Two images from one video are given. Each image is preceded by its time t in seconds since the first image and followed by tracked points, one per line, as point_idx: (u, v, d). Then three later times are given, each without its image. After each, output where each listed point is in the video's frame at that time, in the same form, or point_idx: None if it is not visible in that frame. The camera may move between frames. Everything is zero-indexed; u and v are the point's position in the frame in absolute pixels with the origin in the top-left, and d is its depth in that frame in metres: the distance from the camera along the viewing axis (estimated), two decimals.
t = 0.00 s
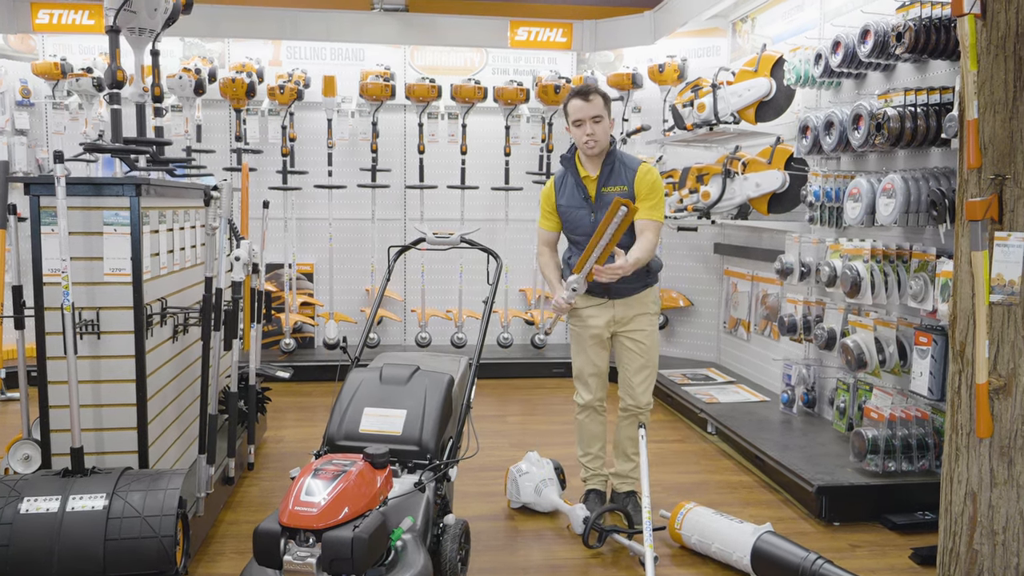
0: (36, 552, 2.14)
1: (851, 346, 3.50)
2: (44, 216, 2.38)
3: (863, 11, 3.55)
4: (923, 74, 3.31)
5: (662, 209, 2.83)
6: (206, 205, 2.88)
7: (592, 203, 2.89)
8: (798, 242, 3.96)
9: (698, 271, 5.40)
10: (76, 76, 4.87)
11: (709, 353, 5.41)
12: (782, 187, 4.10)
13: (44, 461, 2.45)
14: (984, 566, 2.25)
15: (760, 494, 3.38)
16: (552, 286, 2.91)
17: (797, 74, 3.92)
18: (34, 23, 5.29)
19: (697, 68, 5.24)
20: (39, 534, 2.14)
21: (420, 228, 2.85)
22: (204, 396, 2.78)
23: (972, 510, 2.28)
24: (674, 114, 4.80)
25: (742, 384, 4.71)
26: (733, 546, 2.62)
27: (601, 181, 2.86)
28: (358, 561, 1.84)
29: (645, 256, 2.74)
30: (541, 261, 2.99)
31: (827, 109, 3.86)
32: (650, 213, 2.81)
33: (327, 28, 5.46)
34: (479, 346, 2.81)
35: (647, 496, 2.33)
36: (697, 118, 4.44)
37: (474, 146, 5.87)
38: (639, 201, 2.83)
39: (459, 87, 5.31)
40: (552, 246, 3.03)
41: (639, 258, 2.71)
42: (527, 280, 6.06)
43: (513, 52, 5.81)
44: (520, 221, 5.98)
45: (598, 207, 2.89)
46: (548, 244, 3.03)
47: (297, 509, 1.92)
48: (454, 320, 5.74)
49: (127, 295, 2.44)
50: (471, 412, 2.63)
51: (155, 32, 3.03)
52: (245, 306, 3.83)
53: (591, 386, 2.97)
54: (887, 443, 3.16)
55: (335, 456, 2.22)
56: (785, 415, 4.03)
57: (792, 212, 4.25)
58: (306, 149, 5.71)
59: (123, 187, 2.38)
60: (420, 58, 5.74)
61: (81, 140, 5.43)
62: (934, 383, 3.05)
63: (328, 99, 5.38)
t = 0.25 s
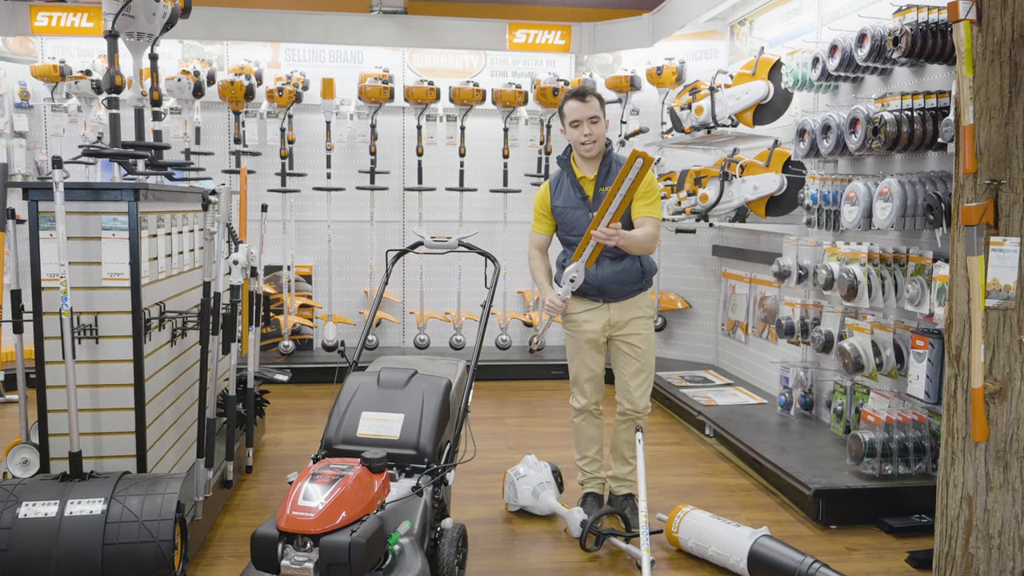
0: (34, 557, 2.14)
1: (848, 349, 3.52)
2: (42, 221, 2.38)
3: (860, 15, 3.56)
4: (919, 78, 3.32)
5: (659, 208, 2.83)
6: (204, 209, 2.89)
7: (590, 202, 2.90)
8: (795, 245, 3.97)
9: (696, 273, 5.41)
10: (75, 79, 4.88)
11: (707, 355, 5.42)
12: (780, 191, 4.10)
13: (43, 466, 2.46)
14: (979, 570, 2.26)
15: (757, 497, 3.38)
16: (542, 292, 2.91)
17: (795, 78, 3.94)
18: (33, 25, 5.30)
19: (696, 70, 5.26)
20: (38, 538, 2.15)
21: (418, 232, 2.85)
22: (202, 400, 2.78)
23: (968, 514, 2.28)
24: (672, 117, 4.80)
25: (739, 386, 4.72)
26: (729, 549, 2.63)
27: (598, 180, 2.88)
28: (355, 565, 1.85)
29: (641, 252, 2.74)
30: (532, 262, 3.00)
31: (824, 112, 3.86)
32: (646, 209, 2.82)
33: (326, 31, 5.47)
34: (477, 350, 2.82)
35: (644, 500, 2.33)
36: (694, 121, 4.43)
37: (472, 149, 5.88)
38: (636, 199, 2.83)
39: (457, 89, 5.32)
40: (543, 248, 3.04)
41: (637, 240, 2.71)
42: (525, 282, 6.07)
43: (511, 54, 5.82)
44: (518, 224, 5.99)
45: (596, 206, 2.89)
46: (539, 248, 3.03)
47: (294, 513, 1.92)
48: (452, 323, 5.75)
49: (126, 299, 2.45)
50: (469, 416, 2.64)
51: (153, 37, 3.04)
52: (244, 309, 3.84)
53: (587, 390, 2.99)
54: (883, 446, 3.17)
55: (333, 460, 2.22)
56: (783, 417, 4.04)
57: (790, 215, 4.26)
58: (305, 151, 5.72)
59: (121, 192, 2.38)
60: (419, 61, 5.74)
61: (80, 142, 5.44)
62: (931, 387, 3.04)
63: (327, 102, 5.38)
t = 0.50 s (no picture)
0: (31, 558, 2.15)
1: (845, 350, 3.52)
2: (40, 223, 2.39)
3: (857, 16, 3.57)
4: (916, 80, 3.33)
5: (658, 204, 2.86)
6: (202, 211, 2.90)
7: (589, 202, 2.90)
8: (793, 246, 3.97)
9: (694, 274, 5.41)
10: (73, 79, 4.89)
11: (705, 356, 5.43)
12: (778, 191, 4.09)
13: (41, 467, 2.46)
14: (975, 572, 2.26)
15: (754, 498, 3.39)
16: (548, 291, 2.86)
17: (792, 78, 3.94)
18: (31, 26, 5.30)
19: (694, 71, 5.26)
20: (36, 540, 2.15)
21: (415, 233, 2.85)
22: (199, 401, 2.78)
23: (964, 515, 2.29)
24: (670, 118, 4.81)
25: (737, 387, 4.73)
26: (726, 550, 2.64)
27: (597, 179, 2.89)
28: (352, 566, 1.85)
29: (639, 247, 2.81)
30: (537, 266, 2.96)
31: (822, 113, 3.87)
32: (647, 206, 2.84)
33: (324, 32, 5.48)
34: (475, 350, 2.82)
35: (640, 501, 2.33)
36: (692, 122, 4.42)
37: (471, 150, 5.89)
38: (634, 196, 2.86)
39: (456, 90, 5.32)
40: (546, 251, 3.01)
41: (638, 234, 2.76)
42: (524, 283, 6.07)
43: (510, 55, 5.82)
44: (516, 225, 5.99)
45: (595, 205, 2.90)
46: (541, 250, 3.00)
47: (292, 515, 1.93)
48: (451, 323, 5.75)
49: (124, 301, 2.45)
50: (466, 417, 2.65)
51: (151, 38, 3.04)
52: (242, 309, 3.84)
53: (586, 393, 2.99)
54: (880, 447, 3.17)
55: (330, 461, 2.23)
56: (781, 418, 4.05)
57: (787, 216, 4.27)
58: (303, 152, 5.72)
59: (118, 194, 2.39)
60: (417, 62, 5.75)
61: (78, 143, 5.45)
62: (928, 388, 3.05)
63: (325, 102, 5.38)
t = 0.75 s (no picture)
0: (31, 558, 2.15)
1: (843, 351, 3.52)
2: (39, 223, 2.39)
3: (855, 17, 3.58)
4: (914, 81, 3.34)
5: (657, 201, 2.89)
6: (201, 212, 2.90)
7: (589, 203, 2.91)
8: (790, 246, 3.98)
9: (692, 274, 5.42)
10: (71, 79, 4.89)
11: (703, 356, 5.44)
12: (776, 192, 4.09)
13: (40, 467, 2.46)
14: (972, 571, 2.27)
15: (752, 498, 3.39)
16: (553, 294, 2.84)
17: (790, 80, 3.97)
18: (29, 26, 5.30)
19: (692, 72, 5.26)
20: (35, 540, 2.15)
21: (414, 233, 2.85)
22: (198, 401, 2.78)
23: (961, 515, 2.30)
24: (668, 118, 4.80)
25: (735, 387, 4.74)
26: (724, 550, 2.64)
27: (596, 179, 2.90)
28: (351, 566, 1.86)
29: (643, 247, 2.87)
30: (536, 267, 2.95)
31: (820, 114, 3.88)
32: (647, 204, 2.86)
33: (323, 31, 5.48)
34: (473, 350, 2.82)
35: (638, 501, 2.34)
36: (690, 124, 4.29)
37: (469, 150, 5.89)
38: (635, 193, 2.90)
39: (454, 90, 5.33)
40: (543, 252, 3.00)
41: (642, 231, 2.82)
42: (522, 283, 6.08)
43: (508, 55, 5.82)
44: (515, 225, 6.00)
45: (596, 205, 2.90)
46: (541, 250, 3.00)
47: (291, 515, 1.93)
48: (449, 323, 5.76)
49: (122, 301, 2.45)
50: (465, 417, 2.65)
51: (150, 39, 3.04)
52: (240, 309, 3.85)
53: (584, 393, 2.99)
54: (878, 447, 3.18)
55: (329, 461, 2.23)
56: (778, 418, 4.06)
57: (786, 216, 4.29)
58: (301, 152, 5.72)
59: (117, 194, 2.39)
60: (416, 62, 5.75)
61: (76, 143, 5.45)
62: (925, 388, 3.06)
63: (323, 102, 5.39)
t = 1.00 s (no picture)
0: (32, 558, 2.15)
1: (841, 351, 3.54)
2: (40, 225, 2.39)
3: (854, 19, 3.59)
4: (913, 83, 3.35)
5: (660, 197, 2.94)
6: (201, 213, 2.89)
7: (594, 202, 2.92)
8: (790, 247, 4.00)
9: (691, 274, 5.42)
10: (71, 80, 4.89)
11: (702, 356, 5.44)
12: (776, 192, 4.11)
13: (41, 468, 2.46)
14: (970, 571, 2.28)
15: (751, 498, 3.40)
16: (572, 292, 2.75)
17: (789, 81, 3.98)
18: (28, 27, 5.30)
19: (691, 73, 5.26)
20: (36, 541, 2.16)
21: (414, 235, 2.84)
22: (198, 402, 2.78)
23: (960, 515, 2.31)
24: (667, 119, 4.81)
25: (734, 387, 4.75)
26: (724, 550, 2.65)
27: (599, 179, 2.92)
28: (352, 567, 1.86)
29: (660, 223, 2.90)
30: (548, 268, 2.89)
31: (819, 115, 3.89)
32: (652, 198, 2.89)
33: (322, 32, 5.48)
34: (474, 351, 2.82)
35: (638, 502, 2.35)
36: (689, 124, 4.37)
37: (468, 150, 5.90)
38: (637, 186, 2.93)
39: (454, 91, 5.33)
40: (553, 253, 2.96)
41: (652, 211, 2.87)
42: (521, 283, 6.09)
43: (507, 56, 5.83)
44: (514, 225, 6.01)
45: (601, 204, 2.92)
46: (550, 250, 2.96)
47: (292, 516, 1.94)
48: (448, 324, 5.77)
49: (123, 302, 2.45)
50: (465, 418, 2.65)
51: (150, 40, 3.04)
52: (241, 310, 3.85)
53: (587, 394, 3.00)
54: (877, 447, 3.19)
55: (331, 462, 2.24)
56: (778, 419, 4.06)
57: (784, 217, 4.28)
58: (301, 152, 5.72)
59: (118, 196, 2.39)
60: (415, 62, 5.76)
61: (76, 143, 5.45)
62: (924, 389, 3.07)
63: (322, 103, 5.39)
